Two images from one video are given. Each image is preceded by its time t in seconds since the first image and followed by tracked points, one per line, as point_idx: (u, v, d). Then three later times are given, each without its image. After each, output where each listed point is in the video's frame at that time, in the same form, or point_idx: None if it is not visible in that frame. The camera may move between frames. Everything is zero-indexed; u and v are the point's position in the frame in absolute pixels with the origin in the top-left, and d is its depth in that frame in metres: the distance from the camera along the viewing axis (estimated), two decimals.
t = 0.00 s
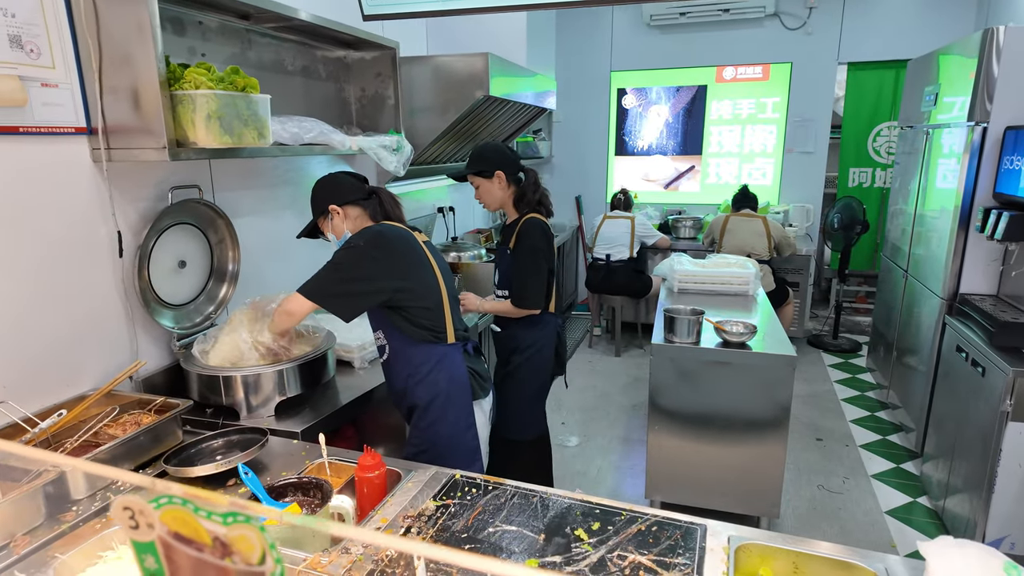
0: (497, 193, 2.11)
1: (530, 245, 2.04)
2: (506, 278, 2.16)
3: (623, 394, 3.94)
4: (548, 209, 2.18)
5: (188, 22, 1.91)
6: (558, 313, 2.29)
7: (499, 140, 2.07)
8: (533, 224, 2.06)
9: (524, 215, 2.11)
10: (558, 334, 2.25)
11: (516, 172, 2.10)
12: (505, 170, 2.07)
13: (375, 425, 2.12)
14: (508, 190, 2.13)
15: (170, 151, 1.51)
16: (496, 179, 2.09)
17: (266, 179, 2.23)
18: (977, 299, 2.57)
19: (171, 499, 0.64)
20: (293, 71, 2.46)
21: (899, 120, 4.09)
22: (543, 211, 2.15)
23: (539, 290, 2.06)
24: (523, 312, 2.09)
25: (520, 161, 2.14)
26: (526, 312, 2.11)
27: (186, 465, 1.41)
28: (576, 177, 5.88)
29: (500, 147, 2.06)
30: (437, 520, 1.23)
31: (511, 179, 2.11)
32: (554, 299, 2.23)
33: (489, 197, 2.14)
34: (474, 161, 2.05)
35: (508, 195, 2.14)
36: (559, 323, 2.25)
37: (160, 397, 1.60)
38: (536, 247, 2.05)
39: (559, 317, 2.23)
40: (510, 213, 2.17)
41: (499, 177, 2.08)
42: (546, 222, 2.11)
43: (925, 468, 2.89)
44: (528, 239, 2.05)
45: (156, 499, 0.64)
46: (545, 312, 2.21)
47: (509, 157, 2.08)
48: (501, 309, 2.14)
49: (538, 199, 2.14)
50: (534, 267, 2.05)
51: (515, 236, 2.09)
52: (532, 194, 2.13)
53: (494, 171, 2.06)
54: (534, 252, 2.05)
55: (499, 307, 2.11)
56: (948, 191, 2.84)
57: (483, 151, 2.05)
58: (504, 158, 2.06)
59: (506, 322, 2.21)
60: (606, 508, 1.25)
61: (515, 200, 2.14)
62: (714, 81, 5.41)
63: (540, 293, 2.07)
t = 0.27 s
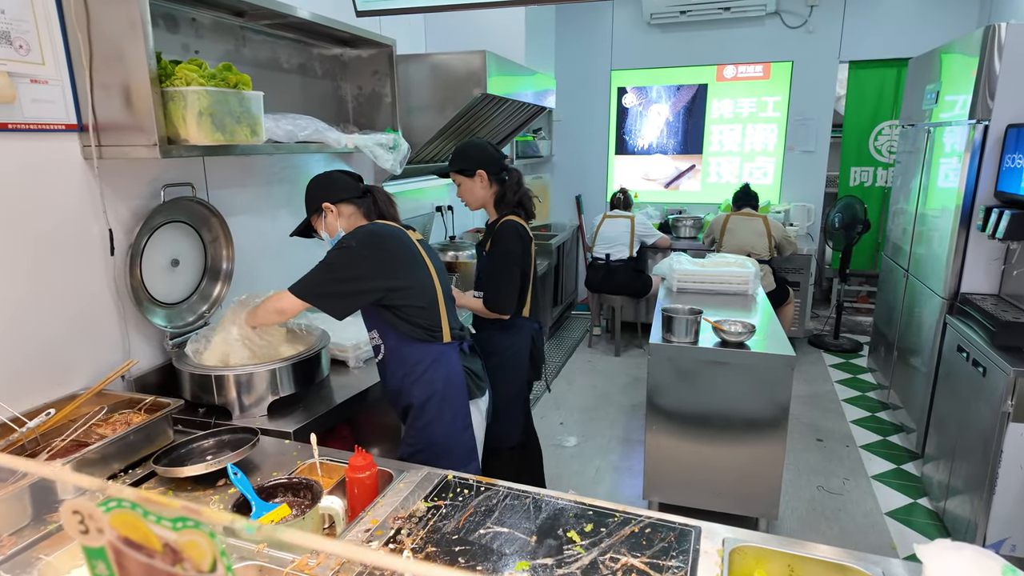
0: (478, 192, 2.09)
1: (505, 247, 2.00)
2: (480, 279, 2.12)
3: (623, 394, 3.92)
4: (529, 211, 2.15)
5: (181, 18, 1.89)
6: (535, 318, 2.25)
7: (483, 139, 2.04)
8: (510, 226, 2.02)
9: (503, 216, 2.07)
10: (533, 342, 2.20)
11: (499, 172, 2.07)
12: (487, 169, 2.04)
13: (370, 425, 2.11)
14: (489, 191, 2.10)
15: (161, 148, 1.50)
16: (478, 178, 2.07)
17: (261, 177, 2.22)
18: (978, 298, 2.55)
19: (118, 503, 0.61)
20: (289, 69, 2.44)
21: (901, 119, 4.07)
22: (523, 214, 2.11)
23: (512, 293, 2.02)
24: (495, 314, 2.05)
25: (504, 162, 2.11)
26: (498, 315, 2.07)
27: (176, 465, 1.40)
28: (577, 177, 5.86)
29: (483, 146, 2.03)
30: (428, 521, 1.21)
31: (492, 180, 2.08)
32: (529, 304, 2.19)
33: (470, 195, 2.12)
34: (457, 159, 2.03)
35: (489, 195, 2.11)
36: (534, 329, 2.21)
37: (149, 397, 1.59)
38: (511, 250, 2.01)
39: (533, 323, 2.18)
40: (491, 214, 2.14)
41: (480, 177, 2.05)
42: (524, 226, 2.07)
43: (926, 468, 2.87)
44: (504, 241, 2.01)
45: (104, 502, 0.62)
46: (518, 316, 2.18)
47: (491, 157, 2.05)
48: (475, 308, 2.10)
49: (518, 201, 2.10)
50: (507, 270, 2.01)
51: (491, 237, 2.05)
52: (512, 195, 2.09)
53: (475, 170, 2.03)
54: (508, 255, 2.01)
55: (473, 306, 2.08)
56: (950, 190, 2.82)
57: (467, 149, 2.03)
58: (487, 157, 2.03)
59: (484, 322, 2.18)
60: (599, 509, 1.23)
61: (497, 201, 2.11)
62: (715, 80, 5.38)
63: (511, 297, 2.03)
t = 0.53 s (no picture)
0: (446, 192, 2.05)
1: (469, 250, 1.97)
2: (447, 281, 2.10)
3: (617, 397, 3.89)
4: (498, 213, 2.10)
5: (165, 16, 1.87)
6: (505, 322, 2.20)
7: (451, 137, 1.99)
8: (475, 229, 1.99)
9: (470, 217, 2.04)
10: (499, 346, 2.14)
11: (467, 172, 2.03)
12: (454, 168, 2.00)
13: (356, 426, 2.08)
14: (458, 190, 2.05)
15: (139, 146, 1.48)
16: (445, 178, 2.02)
17: (248, 177, 2.20)
18: (974, 300, 2.52)
19: None
20: (277, 69, 2.42)
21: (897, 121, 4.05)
22: (491, 215, 2.07)
23: (475, 297, 2.00)
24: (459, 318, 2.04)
25: (474, 160, 2.06)
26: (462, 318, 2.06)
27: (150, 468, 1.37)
28: (573, 179, 5.84)
29: (450, 144, 1.98)
30: (404, 525, 1.18)
31: (461, 179, 2.03)
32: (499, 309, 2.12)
33: (438, 195, 2.08)
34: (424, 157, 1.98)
35: (457, 195, 2.07)
36: (502, 333, 2.14)
37: (123, 398, 1.57)
38: (475, 253, 1.98)
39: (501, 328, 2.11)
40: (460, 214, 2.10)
41: (447, 177, 2.01)
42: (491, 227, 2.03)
43: (922, 473, 2.83)
44: (468, 244, 1.98)
45: None
46: (486, 320, 2.12)
47: (458, 155, 1.99)
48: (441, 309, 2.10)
49: (486, 202, 2.06)
50: (470, 273, 1.99)
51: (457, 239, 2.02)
52: (479, 196, 2.05)
53: (442, 169, 1.98)
54: (472, 258, 1.98)
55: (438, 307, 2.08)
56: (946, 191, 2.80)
57: (434, 148, 1.98)
58: (454, 156, 1.98)
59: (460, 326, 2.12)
60: (580, 514, 1.20)
61: (466, 201, 2.07)
62: (711, 82, 5.37)
63: (475, 300, 2.00)
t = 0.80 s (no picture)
0: (421, 196, 2.04)
1: (438, 257, 2.00)
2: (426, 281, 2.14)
3: (615, 401, 3.88)
4: (474, 218, 2.07)
5: (156, 18, 1.88)
6: (489, 327, 2.19)
7: (425, 140, 1.96)
8: (446, 236, 2.00)
9: (444, 222, 2.04)
10: (480, 353, 2.14)
11: (442, 177, 2.00)
12: (427, 173, 1.97)
13: (346, 427, 2.07)
14: (433, 194, 2.04)
15: (127, 148, 1.49)
16: (421, 183, 2.00)
17: (241, 179, 2.21)
18: (971, 303, 2.50)
19: None
20: (272, 71, 2.43)
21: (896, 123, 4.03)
22: (466, 220, 2.05)
23: (445, 301, 2.05)
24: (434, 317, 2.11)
25: (451, 163, 2.02)
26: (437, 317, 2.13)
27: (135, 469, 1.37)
28: (573, 182, 5.84)
29: (423, 148, 1.95)
30: (384, 528, 1.18)
31: (436, 183, 2.01)
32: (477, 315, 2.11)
33: (415, 199, 2.07)
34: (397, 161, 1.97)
35: (434, 199, 2.06)
36: (481, 340, 2.13)
37: (107, 399, 1.59)
38: (444, 261, 2.00)
39: (479, 335, 2.11)
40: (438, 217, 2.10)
41: (422, 181, 1.99)
42: (464, 234, 2.03)
43: (920, 478, 2.81)
44: (438, 251, 2.00)
45: None
46: (465, 328, 2.11)
47: (432, 160, 1.97)
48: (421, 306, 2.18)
49: (460, 207, 2.03)
50: (440, 279, 2.02)
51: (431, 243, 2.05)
52: (453, 202, 2.03)
53: (415, 174, 1.97)
54: (442, 265, 2.01)
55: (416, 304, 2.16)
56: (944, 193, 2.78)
57: (407, 152, 1.95)
58: (428, 161, 1.96)
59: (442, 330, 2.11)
60: (561, 518, 1.20)
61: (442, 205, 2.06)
62: (711, 84, 5.36)
63: (443, 307, 2.05)
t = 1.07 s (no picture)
0: (423, 200, 2.08)
1: (437, 259, 2.07)
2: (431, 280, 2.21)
3: (628, 405, 3.85)
4: (474, 220, 2.10)
5: (171, 25, 1.92)
6: (490, 328, 2.25)
7: (424, 145, 1.99)
8: (445, 239, 2.06)
9: (445, 225, 2.10)
10: (480, 355, 2.21)
11: (441, 181, 2.03)
12: (428, 178, 2.01)
13: (354, 428, 2.08)
14: (434, 197, 2.08)
15: (139, 152, 1.52)
16: (422, 187, 2.04)
17: (255, 182, 2.24)
18: (994, 310, 2.43)
19: None
20: (285, 76, 2.46)
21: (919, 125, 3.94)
22: (465, 224, 2.09)
23: (445, 301, 2.12)
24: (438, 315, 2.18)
25: (451, 166, 2.05)
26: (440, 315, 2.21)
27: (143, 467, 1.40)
28: (589, 184, 5.82)
29: (422, 153, 1.99)
30: (382, 531, 1.18)
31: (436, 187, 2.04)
32: (478, 317, 2.17)
33: (417, 203, 2.12)
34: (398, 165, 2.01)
35: (435, 203, 2.10)
36: (482, 342, 2.20)
37: (117, 398, 1.62)
38: (443, 263, 2.07)
39: (480, 337, 2.17)
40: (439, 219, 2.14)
41: (423, 186, 2.03)
42: (464, 236, 2.08)
43: (940, 488, 2.74)
44: (438, 254, 2.07)
45: None
46: (466, 330, 2.19)
47: (432, 164, 2.00)
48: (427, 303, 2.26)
49: (459, 211, 2.07)
50: (440, 280, 2.09)
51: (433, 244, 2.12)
52: (451, 205, 2.05)
53: (416, 179, 2.01)
54: (441, 266, 2.08)
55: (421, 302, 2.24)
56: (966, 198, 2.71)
57: (406, 158, 1.99)
58: (426, 166, 1.99)
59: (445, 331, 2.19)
60: (558, 524, 1.20)
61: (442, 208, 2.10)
62: (729, 86, 5.30)
63: (444, 310, 2.14)
